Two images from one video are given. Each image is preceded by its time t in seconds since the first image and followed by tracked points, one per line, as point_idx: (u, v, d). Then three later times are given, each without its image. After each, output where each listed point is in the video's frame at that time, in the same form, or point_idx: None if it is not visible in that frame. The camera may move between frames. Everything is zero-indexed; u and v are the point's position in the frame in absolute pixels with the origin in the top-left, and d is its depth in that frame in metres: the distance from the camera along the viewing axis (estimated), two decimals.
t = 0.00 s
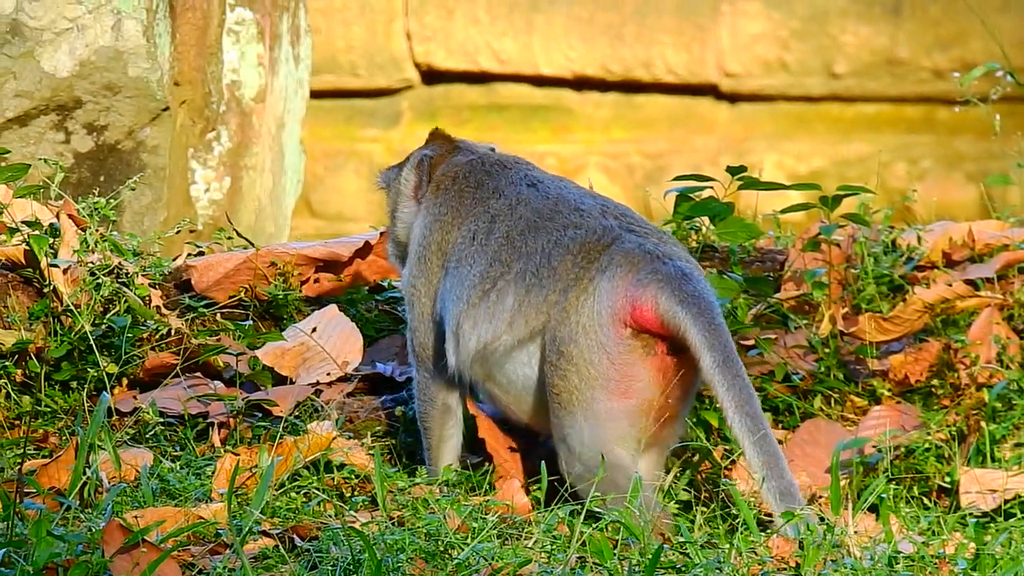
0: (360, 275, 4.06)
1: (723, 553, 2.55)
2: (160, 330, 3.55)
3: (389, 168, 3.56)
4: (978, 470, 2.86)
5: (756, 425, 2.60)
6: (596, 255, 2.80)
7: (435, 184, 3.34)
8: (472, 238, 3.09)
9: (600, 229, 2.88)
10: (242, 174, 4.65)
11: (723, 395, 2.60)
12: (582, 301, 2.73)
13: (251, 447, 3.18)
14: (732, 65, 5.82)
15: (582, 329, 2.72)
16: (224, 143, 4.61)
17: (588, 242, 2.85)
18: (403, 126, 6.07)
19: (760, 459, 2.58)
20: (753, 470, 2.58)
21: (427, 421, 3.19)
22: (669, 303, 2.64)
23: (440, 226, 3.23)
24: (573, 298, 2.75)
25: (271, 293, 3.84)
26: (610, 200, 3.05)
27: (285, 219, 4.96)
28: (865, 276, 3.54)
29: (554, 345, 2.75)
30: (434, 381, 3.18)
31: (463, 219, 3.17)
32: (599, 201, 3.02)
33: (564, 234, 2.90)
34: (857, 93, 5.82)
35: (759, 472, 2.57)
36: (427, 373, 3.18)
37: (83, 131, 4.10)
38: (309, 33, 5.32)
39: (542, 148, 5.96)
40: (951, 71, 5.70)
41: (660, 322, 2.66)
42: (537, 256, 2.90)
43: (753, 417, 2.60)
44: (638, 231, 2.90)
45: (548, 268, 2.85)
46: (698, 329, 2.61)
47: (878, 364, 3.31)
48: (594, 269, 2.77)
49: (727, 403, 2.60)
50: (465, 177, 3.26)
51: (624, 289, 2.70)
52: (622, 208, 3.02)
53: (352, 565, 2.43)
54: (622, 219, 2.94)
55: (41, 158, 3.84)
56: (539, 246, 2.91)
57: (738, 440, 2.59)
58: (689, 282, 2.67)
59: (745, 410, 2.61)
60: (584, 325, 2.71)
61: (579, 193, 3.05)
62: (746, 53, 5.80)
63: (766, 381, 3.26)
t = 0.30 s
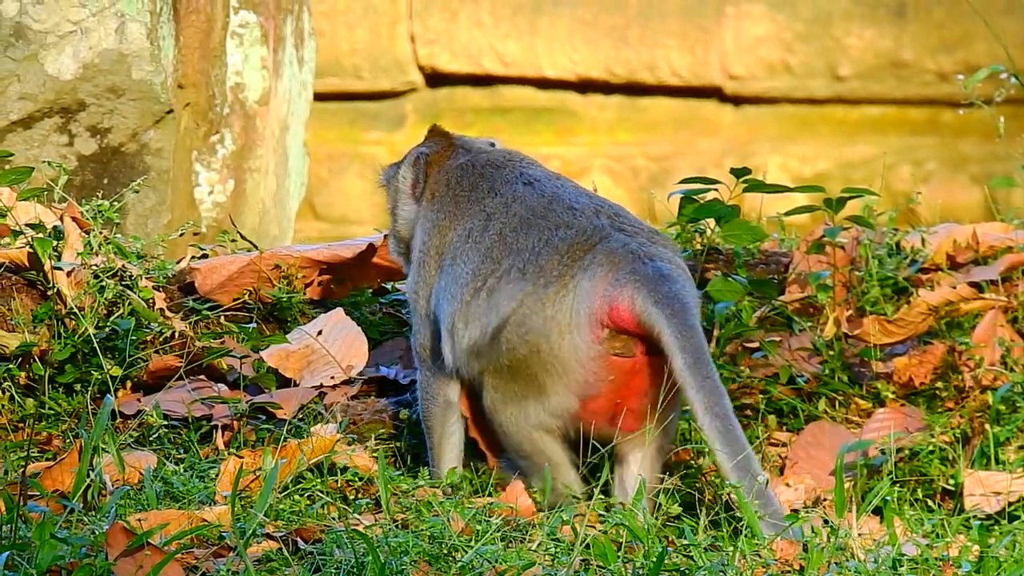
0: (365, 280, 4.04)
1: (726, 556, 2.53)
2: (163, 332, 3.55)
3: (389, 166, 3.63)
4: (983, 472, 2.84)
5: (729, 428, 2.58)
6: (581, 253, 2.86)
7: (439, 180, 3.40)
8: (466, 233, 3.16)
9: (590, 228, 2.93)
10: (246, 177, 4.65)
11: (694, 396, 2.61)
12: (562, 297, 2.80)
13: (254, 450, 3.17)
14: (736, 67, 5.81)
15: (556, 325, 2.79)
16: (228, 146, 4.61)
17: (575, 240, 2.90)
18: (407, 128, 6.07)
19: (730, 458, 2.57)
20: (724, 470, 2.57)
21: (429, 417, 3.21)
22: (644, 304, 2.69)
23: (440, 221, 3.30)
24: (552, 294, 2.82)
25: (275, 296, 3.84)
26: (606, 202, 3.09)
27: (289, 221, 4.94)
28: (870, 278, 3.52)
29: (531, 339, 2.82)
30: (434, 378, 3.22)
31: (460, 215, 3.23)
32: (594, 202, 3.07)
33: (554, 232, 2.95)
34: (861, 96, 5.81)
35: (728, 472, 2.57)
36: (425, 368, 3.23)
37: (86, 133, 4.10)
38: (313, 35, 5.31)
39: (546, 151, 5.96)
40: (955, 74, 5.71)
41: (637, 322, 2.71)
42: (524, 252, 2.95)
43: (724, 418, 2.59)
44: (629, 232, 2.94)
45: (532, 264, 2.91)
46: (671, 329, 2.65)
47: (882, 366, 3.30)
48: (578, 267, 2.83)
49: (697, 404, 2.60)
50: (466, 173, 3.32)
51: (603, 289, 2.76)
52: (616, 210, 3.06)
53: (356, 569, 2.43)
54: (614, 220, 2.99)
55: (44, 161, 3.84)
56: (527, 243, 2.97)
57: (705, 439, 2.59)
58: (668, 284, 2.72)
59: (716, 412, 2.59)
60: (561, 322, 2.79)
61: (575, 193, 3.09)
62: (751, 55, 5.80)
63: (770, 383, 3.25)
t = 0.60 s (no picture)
0: (372, 287, 4.07)
1: (731, 561, 2.51)
2: (168, 340, 3.55)
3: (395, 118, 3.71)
4: (987, 478, 2.84)
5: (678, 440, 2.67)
6: (539, 254, 2.95)
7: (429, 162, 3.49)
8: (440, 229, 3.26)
9: (552, 227, 3.02)
10: (250, 184, 4.65)
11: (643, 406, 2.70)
12: (520, 300, 2.89)
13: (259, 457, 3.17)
14: (740, 73, 5.82)
15: (517, 330, 2.88)
16: (231, 153, 4.62)
17: (536, 240, 2.99)
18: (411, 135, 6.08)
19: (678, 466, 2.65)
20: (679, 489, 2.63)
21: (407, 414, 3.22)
22: (597, 309, 2.79)
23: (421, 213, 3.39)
24: (511, 296, 2.92)
25: (279, 303, 3.85)
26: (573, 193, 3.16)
27: (292, 229, 4.95)
28: (873, 284, 3.52)
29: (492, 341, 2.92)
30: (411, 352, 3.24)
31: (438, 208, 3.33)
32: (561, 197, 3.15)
33: (517, 231, 3.05)
34: (865, 102, 5.81)
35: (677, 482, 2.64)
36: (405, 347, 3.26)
37: (91, 141, 4.12)
38: (317, 43, 5.32)
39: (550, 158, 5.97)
40: (958, 80, 5.71)
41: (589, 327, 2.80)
42: (489, 252, 3.05)
43: (675, 429, 2.69)
44: (591, 229, 3.02)
45: (496, 265, 3.01)
46: (621, 337, 2.75)
47: (885, 372, 3.27)
48: (534, 269, 2.92)
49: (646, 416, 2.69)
50: (446, 160, 3.39)
51: (557, 292, 2.85)
52: (583, 203, 3.13)
53: (362, 573, 2.43)
54: (578, 216, 3.07)
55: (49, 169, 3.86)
56: (491, 242, 3.07)
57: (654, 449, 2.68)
58: (619, 290, 2.80)
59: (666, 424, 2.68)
60: (520, 325, 2.87)
61: (544, 187, 3.17)
62: (755, 62, 5.81)
63: (774, 390, 3.24)
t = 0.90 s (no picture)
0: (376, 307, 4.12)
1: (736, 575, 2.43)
2: (171, 356, 3.57)
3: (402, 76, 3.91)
4: (991, 493, 2.82)
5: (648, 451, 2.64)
6: (509, 263, 2.96)
7: (406, 158, 3.57)
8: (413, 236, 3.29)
9: (521, 234, 3.04)
10: (253, 200, 4.65)
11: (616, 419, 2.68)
12: (490, 311, 2.90)
13: (262, 473, 3.12)
14: (743, 87, 5.86)
15: (490, 342, 2.87)
16: (234, 168, 4.61)
17: (507, 247, 3.01)
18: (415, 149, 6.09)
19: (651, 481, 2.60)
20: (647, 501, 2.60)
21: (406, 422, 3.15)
22: (568, 321, 2.79)
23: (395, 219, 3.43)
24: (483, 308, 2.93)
25: (282, 318, 3.87)
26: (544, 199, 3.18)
27: (296, 245, 4.98)
28: (876, 298, 3.52)
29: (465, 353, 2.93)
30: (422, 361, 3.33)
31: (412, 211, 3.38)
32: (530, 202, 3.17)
33: (486, 239, 3.06)
34: (868, 116, 5.83)
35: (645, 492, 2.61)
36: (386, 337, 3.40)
37: (94, 157, 4.11)
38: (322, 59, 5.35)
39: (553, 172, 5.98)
40: (961, 94, 5.71)
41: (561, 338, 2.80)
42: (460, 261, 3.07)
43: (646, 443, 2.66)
44: (559, 235, 3.04)
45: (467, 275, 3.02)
46: (595, 350, 2.75)
47: (889, 388, 3.26)
48: (504, 280, 2.93)
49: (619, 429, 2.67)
50: (426, 137, 3.56)
51: (528, 304, 2.85)
52: (551, 207, 3.15)
53: None
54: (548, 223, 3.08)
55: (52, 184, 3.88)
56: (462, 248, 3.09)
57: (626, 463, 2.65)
58: (591, 300, 2.80)
59: (639, 436, 2.66)
60: (492, 338, 2.87)
61: (511, 190, 3.19)
62: (758, 76, 5.84)
63: (777, 404, 3.23)
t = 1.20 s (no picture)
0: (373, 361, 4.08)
1: None
2: (177, 412, 3.54)
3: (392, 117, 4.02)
4: (997, 551, 2.74)
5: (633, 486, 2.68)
6: (495, 291, 2.99)
7: (389, 186, 3.64)
8: (393, 259, 3.31)
9: (504, 262, 3.08)
10: (259, 256, 4.66)
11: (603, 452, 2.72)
12: (476, 338, 2.93)
13: (268, 529, 3.08)
14: (749, 145, 5.96)
15: (478, 369, 2.89)
16: (240, 226, 4.62)
17: (491, 275, 3.04)
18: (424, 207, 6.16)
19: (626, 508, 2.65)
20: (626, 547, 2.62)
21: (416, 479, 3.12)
22: (558, 349, 2.81)
23: (376, 241, 3.47)
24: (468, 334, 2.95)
25: (288, 375, 3.85)
26: (526, 226, 3.23)
27: (302, 300, 5.07)
28: (883, 355, 3.49)
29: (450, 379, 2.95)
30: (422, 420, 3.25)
31: (392, 237, 3.41)
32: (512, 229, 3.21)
33: (470, 266, 3.10)
34: (874, 173, 5.93)
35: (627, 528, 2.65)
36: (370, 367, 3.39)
37: (100, 213, 4.06)
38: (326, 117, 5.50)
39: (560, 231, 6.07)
40: (968, 151, 5.83)
41: (549, 367, 2.84)
42: (443, 286, 3.10)
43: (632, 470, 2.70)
44: (541, 262, 3.09)
45: (451, 300, 3.05)
46: (585, 378, 2.78)
47: (895, 445, 3.23)
48: (490, 307, 2.96)
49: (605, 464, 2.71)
50: (413, 165, 3.63)
51: (516, 332, 2.88)
52: (532, 234, 3.20)
53: None
54: (529, 250, 3.13)
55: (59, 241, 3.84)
56: (445, 274, 3.12)
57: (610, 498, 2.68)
58: (579, 330, 2.84)
59: (624, 470, 2.69)
60: (481, 365, 2.89)
61: (494, 218, 3.24)
62: (764, 134, 5.95)
63: (783, 461, 3.18)
